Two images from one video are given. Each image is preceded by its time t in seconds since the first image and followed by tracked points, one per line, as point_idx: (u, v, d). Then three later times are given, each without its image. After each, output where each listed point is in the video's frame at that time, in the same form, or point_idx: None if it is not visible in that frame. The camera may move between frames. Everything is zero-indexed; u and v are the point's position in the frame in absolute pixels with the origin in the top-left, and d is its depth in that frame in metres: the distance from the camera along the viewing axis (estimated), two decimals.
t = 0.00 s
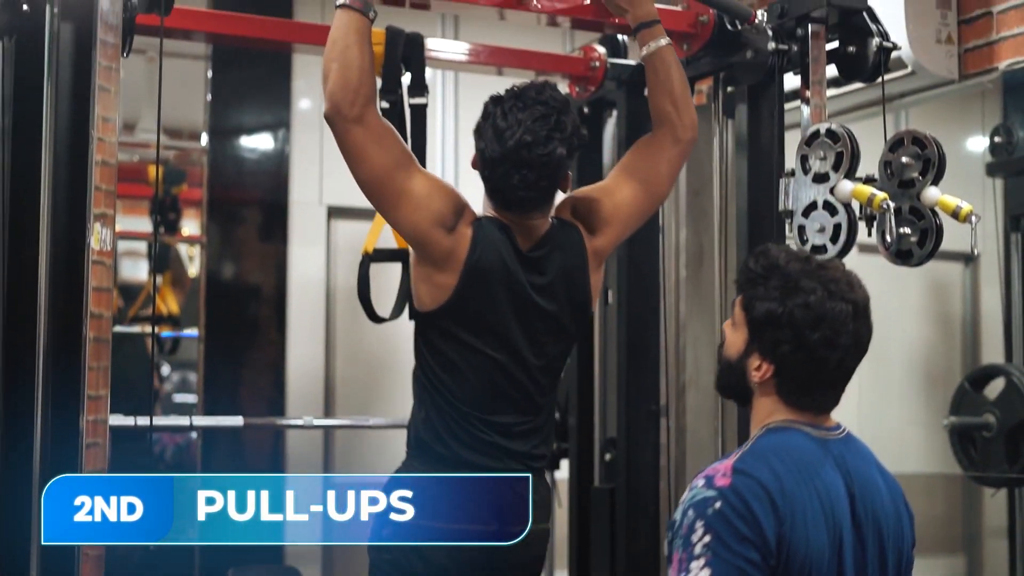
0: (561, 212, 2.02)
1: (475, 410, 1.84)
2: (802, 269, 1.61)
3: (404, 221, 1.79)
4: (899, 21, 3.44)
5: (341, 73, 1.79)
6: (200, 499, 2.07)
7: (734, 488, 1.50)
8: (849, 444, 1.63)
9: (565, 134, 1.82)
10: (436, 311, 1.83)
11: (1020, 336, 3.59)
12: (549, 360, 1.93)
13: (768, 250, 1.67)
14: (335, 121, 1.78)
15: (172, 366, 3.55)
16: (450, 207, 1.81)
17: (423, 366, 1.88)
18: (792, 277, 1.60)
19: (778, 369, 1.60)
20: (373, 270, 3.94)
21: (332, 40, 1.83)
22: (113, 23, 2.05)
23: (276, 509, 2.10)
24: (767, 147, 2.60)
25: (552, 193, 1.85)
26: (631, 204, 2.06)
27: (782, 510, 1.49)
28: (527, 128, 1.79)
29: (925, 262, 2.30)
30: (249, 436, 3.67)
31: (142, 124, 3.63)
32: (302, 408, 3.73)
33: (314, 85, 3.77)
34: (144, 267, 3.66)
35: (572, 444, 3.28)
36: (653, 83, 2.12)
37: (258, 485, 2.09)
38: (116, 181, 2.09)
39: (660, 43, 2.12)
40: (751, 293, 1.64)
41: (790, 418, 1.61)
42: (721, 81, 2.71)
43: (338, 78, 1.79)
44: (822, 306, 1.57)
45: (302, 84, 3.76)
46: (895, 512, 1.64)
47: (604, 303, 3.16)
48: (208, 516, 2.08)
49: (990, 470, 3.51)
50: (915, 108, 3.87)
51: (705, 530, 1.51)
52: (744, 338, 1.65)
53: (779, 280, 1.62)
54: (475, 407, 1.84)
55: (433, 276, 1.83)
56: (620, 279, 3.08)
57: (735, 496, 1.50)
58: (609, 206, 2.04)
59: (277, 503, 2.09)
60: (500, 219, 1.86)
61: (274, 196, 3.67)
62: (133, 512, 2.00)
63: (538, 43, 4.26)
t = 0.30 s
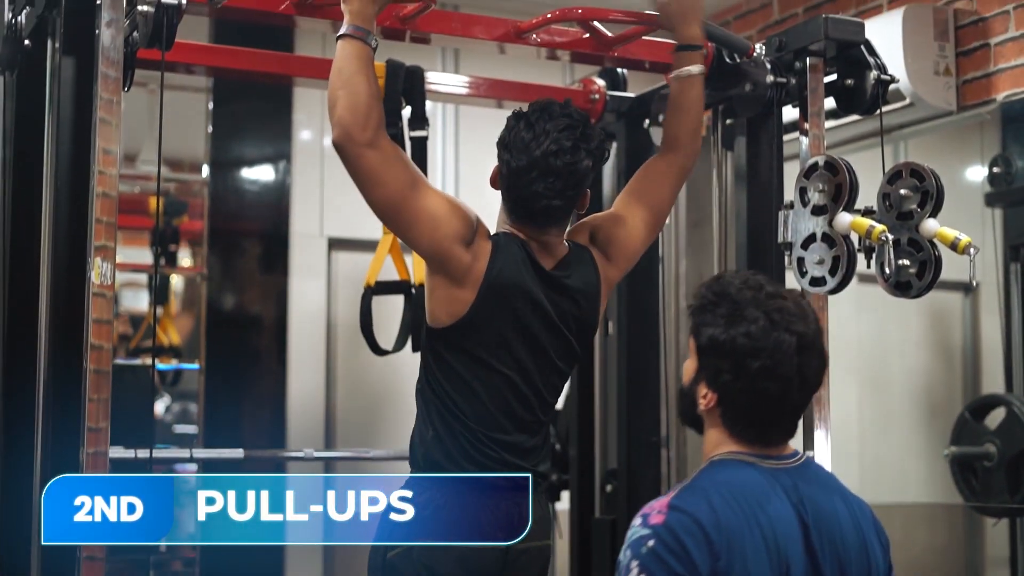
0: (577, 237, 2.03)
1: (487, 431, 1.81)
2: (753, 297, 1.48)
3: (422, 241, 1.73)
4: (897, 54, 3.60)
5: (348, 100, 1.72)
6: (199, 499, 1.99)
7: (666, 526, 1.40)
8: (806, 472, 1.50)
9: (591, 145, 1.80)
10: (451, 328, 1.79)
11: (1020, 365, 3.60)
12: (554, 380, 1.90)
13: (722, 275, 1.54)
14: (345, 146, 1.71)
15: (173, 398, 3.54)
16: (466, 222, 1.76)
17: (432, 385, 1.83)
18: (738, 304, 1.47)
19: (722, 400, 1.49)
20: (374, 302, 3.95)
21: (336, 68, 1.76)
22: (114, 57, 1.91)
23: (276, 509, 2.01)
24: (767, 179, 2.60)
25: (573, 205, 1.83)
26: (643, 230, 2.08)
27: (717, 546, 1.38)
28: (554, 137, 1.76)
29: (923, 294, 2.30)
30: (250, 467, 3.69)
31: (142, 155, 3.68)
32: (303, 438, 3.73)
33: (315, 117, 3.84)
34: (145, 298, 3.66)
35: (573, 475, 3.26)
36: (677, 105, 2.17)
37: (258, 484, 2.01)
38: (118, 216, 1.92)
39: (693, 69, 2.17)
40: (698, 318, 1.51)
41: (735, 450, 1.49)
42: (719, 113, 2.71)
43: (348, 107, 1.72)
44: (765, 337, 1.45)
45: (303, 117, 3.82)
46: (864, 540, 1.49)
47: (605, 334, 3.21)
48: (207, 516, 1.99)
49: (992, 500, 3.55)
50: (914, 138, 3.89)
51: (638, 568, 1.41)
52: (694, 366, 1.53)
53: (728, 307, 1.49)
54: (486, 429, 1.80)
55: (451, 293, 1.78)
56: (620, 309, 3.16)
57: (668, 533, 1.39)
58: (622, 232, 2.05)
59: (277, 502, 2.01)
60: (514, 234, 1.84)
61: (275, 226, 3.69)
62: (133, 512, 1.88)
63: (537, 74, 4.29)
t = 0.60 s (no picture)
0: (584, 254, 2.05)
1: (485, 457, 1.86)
2: (711, 316, 1.51)
3: (412, 263, 1.78)
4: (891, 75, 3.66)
5: (333, 125, 1.80)
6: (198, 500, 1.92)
7: (621, 559, 1.40)
8: (773, 496, 1.50)
9: (591, 164, 1.81)
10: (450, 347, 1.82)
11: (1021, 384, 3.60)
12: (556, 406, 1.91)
13: (684, 297, 1.57)
14: (331, 172, 1.78)
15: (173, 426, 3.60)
16: (460, 245, 1.80)
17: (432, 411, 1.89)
18: (696, 324, 1.51)
19: (682, 422, 1.52)
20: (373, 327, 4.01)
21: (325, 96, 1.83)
22: (112, 87, 1.90)
23: (276, 510, 1.94)
24: (764, 201, 2.60)
25: (575, 227, 1.84)
26: (652, 246, 2.09)
27: None
28: (552, 158, 1.78)
29: (922, 315, 2.29)
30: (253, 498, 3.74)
31: (141, 184, 3.77)
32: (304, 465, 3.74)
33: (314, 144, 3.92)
34: (145, 326, 3.70)
35: (575, 500, 3.23)
36: (689, 128, 2.22)
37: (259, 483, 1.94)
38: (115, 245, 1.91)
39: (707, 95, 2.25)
40: (663, 341, 1.55)
41: (702, 478, 1.50)
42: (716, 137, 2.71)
43: (332, 132, 1.79)
44: (718, 356, 1.48)
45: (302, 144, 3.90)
46: (838, 560, 1.50)
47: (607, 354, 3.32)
48: (207, 517, 1.93)
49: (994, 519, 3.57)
50: (910, 159, 3.88)
51: None
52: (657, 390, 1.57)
53: (688, 327, 1.52)
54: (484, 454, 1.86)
55: (446, 316, 1.83)
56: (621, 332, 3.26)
57: (622, 566, 1.40)
58: (631, 247, 2.06)
59: (278, 503, 1.95)
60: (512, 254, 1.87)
61: (274, 254, 3.70)
62: (133, 512, 1.85)
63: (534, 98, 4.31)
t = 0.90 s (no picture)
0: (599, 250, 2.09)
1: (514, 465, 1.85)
2: (713, 339, 1.53)
3: (434, 277, 1.76)
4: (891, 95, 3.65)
5: (344, 146, 1.78)
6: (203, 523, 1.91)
7: None
8: (777, 518, 1.51)
9: (609, 166, 1.81)
10: (478, 360, 1.82)
11: None
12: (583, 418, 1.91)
13: (678, 323, 1.58)
14: (344, 193, 1.76)
15: (176, 448, 3.71)
16: (482, 253, 1.77)
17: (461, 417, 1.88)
18: (706, 351, 1.52)
19: (700, 451, 1.52)
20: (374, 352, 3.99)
21: (333, 119, 1.82)
22: (114, 113, 1.91)
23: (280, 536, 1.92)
24: (765, 224, 2.59)
25: (599, 229, 1.84)
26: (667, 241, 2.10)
27: None
28: (570, 162, 1.78)
29: (924, 334, 2.28)
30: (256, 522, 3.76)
31: (143, 208, 3.81)
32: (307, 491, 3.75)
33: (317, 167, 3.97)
34: (147, 349, 3.76)
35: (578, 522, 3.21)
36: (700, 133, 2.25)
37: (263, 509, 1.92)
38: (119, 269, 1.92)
39: (716, 93, 2.27)
40: (667, 368, 1.55)
41: (708, 501, 1.52)
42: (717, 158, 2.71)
43: (343, 154, 1.77)
44: (740, 379, 1.49)
45: (303, 168, 3.94)
46: None
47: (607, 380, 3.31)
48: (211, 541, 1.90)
49: (999, 538, 3.55)
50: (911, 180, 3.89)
51: None
52: (663, 419, 1.57)
53: (693, 354, 1.54)
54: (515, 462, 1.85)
55: (474, 325, 1.81)
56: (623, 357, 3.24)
57: None
58: (645, 244, 2.07)
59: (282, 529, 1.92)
60: (539, 261, 1.85)
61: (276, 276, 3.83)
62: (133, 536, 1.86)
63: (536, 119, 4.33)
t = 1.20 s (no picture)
0: (625, 270, 2.04)
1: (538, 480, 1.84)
2: (740, 358, 1.61)
3: (461, 291, 1.76)
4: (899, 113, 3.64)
5: (365, 165, 1.78)
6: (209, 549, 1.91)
7: None
8: (805, 536, 1.56)
9: (635, 174, 1.81)
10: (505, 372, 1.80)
11: None
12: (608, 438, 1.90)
13: (707, 342, 1.66)
14: (367, 211, 1.77)
15: (188, 470, 3.83)
16: (508, 266, 1.78)
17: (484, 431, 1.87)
18: (733, 370, 1.59)
19: (728, 467, 1.59)
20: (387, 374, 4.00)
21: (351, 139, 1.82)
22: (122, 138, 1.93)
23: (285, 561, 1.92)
24: (773, 243, 2.57)
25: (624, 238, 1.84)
26: (696, 263, 2.07)
27: None
28: (596, 171, 1.78)
29: (934, 352, 2.27)
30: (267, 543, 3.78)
31: (153, 232, 3.84)
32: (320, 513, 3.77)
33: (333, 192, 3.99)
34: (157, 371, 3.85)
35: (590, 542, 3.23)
36: (723, 159, 2.25)
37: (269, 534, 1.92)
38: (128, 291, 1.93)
39: (731, 129, 2.26)
40: (695, 389, 1.63)
41: (736, 519, 1.59)
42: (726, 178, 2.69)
43: (364, 172, 1.78)
44: (770, 399, 1.56)
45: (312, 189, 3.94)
46: None
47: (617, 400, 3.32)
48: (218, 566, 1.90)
49: (1014, 556, 3.52)
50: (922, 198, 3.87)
51: None
52: (690, 437, 1.64)
53: (720, 373, 1.61)
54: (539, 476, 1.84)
55: (501, 339, 1.80)
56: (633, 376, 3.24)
57: None
58: (672, 262, 2.05)
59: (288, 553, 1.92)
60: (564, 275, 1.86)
61: (286, 298, 3.86)
62: None
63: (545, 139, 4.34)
